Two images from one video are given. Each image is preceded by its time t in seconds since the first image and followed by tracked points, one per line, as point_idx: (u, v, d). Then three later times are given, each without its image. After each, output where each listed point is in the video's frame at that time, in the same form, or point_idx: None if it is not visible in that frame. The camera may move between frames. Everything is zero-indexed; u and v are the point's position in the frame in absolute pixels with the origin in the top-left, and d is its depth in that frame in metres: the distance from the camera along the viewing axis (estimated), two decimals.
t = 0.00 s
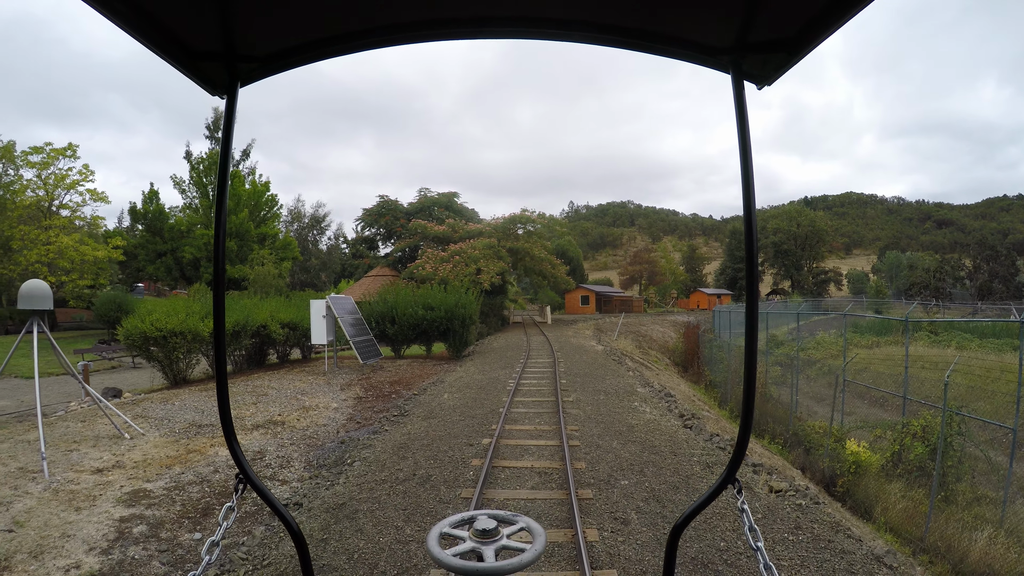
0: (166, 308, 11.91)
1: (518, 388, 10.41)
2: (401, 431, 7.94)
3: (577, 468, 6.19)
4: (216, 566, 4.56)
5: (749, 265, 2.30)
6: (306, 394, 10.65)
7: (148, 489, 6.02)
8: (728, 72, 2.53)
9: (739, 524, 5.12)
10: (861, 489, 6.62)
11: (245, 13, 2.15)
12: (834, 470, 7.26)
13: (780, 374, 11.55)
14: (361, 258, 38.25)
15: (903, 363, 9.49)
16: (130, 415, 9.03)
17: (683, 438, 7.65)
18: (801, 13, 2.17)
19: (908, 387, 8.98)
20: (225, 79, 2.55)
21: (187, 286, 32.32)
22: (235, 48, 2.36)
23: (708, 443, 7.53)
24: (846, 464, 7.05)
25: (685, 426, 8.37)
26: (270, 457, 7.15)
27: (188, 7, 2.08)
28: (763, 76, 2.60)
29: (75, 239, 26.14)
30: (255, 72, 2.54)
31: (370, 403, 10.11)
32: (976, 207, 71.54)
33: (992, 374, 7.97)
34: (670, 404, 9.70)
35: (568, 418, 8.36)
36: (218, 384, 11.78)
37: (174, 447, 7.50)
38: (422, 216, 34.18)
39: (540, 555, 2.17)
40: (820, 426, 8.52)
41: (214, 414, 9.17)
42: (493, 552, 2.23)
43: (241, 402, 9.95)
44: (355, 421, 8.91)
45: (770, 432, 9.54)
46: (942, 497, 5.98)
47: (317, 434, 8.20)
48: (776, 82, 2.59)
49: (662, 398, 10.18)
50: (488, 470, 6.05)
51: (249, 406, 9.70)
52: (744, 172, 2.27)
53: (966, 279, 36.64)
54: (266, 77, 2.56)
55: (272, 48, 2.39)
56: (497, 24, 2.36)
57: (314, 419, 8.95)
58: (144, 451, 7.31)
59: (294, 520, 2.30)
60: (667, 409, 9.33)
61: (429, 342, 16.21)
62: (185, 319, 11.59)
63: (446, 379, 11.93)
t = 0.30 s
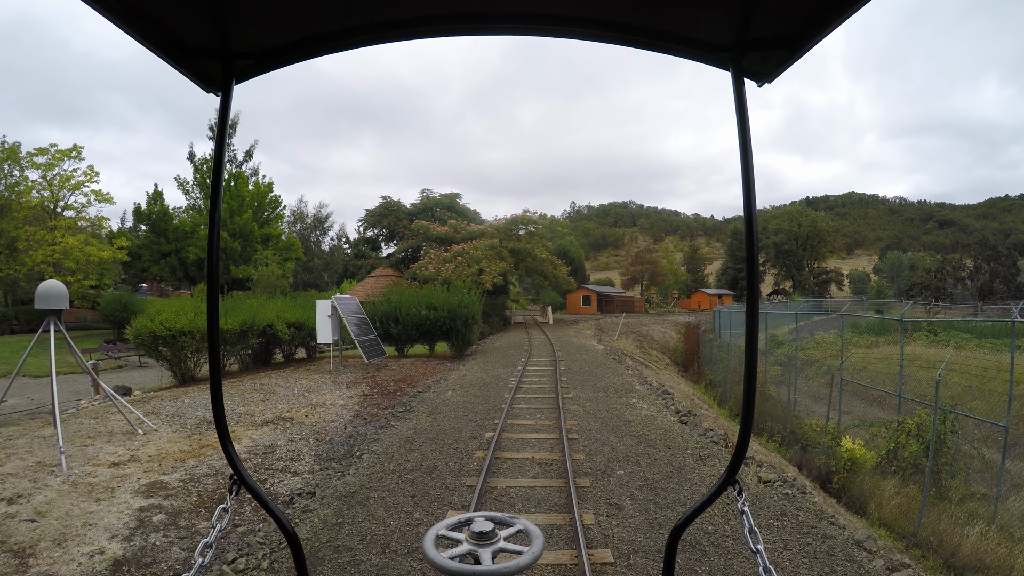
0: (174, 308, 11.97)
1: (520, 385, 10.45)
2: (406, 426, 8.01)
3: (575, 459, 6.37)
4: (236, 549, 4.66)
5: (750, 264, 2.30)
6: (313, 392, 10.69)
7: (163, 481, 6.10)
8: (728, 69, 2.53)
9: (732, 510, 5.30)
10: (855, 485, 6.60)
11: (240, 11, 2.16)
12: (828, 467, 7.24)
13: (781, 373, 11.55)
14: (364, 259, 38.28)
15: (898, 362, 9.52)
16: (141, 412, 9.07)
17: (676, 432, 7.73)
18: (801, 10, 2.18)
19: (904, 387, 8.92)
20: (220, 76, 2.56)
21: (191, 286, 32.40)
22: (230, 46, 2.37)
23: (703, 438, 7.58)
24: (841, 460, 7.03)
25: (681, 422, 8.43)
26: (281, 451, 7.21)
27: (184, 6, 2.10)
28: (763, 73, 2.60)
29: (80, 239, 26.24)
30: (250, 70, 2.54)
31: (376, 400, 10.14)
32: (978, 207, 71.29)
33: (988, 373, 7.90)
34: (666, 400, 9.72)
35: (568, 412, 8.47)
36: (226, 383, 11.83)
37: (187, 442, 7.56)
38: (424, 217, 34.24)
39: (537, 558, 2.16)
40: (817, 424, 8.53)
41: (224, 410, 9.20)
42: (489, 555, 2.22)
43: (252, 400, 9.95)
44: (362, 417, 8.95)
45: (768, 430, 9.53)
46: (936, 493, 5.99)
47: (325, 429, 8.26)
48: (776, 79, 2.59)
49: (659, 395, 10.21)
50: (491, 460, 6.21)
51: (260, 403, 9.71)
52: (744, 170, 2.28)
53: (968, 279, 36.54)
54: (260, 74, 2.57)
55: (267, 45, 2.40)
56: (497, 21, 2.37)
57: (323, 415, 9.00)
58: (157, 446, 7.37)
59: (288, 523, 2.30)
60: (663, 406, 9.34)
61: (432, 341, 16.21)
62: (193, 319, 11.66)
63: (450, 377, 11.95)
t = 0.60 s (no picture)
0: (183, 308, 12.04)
1: (522, 382, 10.49)
2: (412, 420, 8.06)
3: (574, 450, 6.55)
4: (253, 535, 4.88)
5: (748, 262, 2.28)
6: (320, 389, 10.73)
7: (180, 473, 6.19)
8: (725, 67, 2.53)
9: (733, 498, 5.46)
10: (851, 481, 6.65)
11: (235, 11, 2.17)
12: (824, 463, 7.28)
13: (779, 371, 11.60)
14: (366, 259, 38.33)
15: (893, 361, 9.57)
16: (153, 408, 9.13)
17: (672, 427, 7.81)
18: (797, 7, 2.18)
19: (900, 386, 8.93)
20: (216, 76, 2.57)
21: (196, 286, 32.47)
22: (225, 44, 2.38)
23: (696, 432, 7.65)
24: (836, 458, 7.09)
25: (676, 416, 8.52)
26: (291, 445, 7.27)
27: (181, 5, 2.11)
28: (760, 71, 2.60)
29: (86, 240, 26.33)
30: (247, 69, 2.55)
31: (382, 396, 10.18)
32: (980, 207, 71.05)
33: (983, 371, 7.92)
34: (665, 397, 9.76)
35: (568, 407, 8.58)
36: (234, 381, 11.88)
37: (200, 437, 7.61)
38: (427, 218, 34.30)
39: (536, 558, 2.14)
40: (813, 421, 8.55)
41: (234, 406, 9.23)
42: (488, 555, 2.22)
43: (261, 397, 9.97)
44: (369, 412, 8.99)
45: (766, 428, 9.51)
46: (929, 490, 6.03)
47: (334, 424, 8.30)
48: (774, 77, 2.59)
49: (657, 391, 10.27)
50: (494, 451, 6.38)
51: (269, 399, 9.75)
52: (742, 168, 2.27)
53: (969, 278, 36.45)
54: (257, 73, 2.57)
55: (263, 44, 2.41)
56: (496, 20, 2.38)
57: (331, 411, 9.03)
58: (172, 441, 7.42)
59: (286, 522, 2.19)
60: (662, 402, 9.39)
61: (435, 341, 16.23)
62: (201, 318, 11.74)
63: (453, 375, 11.99)
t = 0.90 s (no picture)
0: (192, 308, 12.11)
1: (526, 380, 10.53)
2: (419, 415, 8.12)
3: (574, 442, 6.66)
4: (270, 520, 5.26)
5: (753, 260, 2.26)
6: (327, 387, 10.77)
7: (197, 466, 6.29)
8: (729, 64, 2.53)
9: (733, 495, 5.67)
10: (847, 477, 6.74)
11: (239, 7, 2.19)
12: (821, 460, 7.36)
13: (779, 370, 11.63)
14: (369, 260, 38.37)
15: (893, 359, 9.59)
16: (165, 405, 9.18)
17: (670, 422, 7.84)
18: (801, 5, 2.19)
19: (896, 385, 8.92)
20: (219, 71, 2.58)
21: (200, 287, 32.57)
22: (229, 40, 2.39)
23: (692, 426, 7.69)
24: (833, 455, 7.15)
25: (673, 410, 8.62)
26: (302, 439, 7.32)
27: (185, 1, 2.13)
28: (765, 68, 2.61)
29: (92, 241, 26.43)
30: (250, 64, 2.57)
31: (389, 394, 10.21)
32: (982, 207, 70.78)
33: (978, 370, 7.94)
34: (663, 394, 9.77)
35: (569, 402, 8.65)
36: (242, 379, 11.94)
37: (213, 432, 7.63)
38: (429, 219, 34.34)
39: (541, 556, 2.14)
40: (808, 421, 8.50)
41: (244, 403, 9.27)
42: (494, 553, 2.22)
43: (270, 394, 10.00)
44: (376, 408, 9.02)
45: (765, 426, 9.54)
46: (922, 485, 6.07)
47: (342, 419, 8.34)
48: (778, 74, 2.59)
49: (656, 388, 10.33)
50: (498, 442, 6.54)
51: (276, 397, 9.80)
52: (747, 165, 2.27)
53: (970, 279, 36.29)
54: (260, 68, 2.59)
55: (267, 39, 2.42)
56: (498, 16, 2.39)
57: (339, 407, 9.07)
58: (185, 436, 7.47)
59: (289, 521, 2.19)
60: (661, 398, 9.42)
61: (439, 340, 16.26)
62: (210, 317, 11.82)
63: (457, 373, 12.03)
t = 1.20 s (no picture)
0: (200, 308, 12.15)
1: (528, 378, 10.55)
2: (425, 411, 8.14)
3: (574, 436, 6.67)
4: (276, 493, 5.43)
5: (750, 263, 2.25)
6: (334, 385, 10.81)
7: (212, 460, 6.34)
8: (726, 67, 2.54)
9: (733, 494, 5.73)
10: (842, 475, 6.71)
11: (237, 10, 2.20)
12: (817, 458, 7.32)
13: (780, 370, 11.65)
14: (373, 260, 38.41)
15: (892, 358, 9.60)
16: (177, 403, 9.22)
17: (667, 418, 7.83)
18: (799, 8, 2.19)
19: (892, 385, 8.91)
20: (218, 75, 2.60)
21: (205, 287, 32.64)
22: (228, 43, 2.40)
23: (686, 422, 7.70)
24: (828, 452, 7.12)
25: (671, 407, 8.64)
26: (312, 434, 7.35)
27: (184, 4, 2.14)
28: (762, 72, 2.62)
29: (98, 242, 26.51)
30: (249, 68, 2.58)
31: (396, 391, 10.24)
32: (985, 207, 70.56)
33: (973, 369, 7.96)
34: (660, 392, 9.77)
35: (570, 398, 8.67)
36: (249, 378, 11.97)
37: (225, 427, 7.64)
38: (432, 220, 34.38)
39: (539, 557, 2.14)
40: (808, 420, 8.50)
41: (254, 401, 9.30)
42: (492, 555, 2.22)
43: (279, 392, 10.01)
44: (383, 405, 9.05)
45: (762, 423, 9.54)
46: (916, 480, 6.09)
47: (349, 415, 8.37)
48: (774, 77, 2.60)
49: (654, 386, 10.37)
50: (501, 435, 6.56)
51: (284, 394, 9.82)
52: (745, 167, 2.27)
53: (972, 279, 36.18)
54: (259, 72, 2.60)
55: (267, 43, 2.43)
56: (499, 20, 2.40)
57: (346, 404, 9.09)
58: (198, 432, 7.51)
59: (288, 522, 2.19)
60: (659, 396, 9.42)
61: (442, 340, 16.28)
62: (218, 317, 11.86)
63: (461, 372, 12.06)
